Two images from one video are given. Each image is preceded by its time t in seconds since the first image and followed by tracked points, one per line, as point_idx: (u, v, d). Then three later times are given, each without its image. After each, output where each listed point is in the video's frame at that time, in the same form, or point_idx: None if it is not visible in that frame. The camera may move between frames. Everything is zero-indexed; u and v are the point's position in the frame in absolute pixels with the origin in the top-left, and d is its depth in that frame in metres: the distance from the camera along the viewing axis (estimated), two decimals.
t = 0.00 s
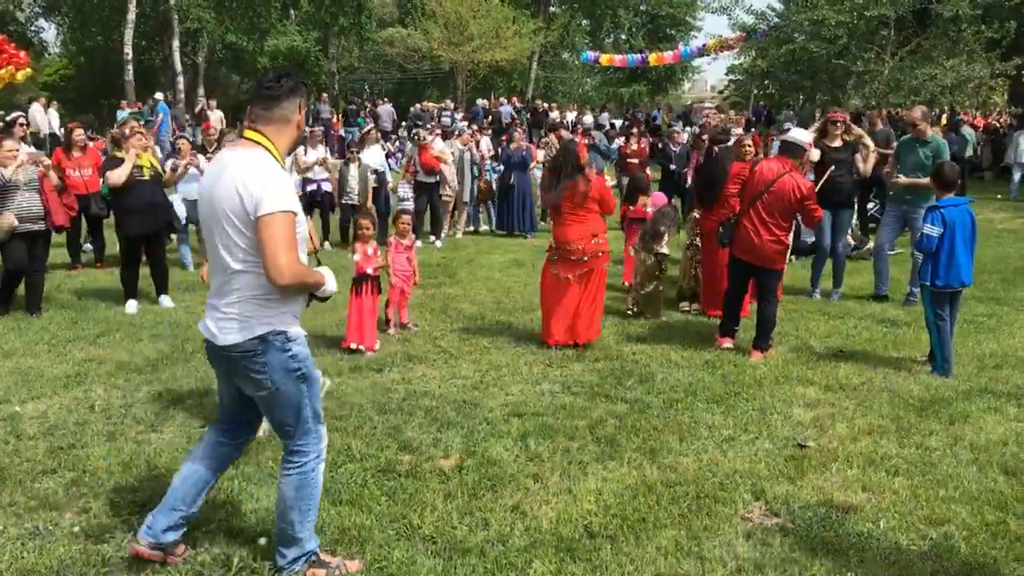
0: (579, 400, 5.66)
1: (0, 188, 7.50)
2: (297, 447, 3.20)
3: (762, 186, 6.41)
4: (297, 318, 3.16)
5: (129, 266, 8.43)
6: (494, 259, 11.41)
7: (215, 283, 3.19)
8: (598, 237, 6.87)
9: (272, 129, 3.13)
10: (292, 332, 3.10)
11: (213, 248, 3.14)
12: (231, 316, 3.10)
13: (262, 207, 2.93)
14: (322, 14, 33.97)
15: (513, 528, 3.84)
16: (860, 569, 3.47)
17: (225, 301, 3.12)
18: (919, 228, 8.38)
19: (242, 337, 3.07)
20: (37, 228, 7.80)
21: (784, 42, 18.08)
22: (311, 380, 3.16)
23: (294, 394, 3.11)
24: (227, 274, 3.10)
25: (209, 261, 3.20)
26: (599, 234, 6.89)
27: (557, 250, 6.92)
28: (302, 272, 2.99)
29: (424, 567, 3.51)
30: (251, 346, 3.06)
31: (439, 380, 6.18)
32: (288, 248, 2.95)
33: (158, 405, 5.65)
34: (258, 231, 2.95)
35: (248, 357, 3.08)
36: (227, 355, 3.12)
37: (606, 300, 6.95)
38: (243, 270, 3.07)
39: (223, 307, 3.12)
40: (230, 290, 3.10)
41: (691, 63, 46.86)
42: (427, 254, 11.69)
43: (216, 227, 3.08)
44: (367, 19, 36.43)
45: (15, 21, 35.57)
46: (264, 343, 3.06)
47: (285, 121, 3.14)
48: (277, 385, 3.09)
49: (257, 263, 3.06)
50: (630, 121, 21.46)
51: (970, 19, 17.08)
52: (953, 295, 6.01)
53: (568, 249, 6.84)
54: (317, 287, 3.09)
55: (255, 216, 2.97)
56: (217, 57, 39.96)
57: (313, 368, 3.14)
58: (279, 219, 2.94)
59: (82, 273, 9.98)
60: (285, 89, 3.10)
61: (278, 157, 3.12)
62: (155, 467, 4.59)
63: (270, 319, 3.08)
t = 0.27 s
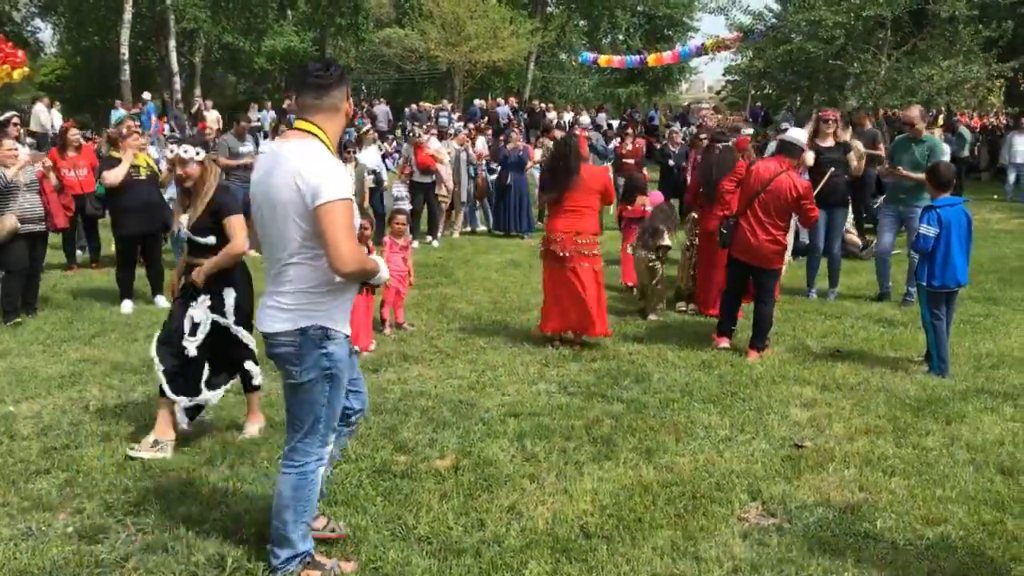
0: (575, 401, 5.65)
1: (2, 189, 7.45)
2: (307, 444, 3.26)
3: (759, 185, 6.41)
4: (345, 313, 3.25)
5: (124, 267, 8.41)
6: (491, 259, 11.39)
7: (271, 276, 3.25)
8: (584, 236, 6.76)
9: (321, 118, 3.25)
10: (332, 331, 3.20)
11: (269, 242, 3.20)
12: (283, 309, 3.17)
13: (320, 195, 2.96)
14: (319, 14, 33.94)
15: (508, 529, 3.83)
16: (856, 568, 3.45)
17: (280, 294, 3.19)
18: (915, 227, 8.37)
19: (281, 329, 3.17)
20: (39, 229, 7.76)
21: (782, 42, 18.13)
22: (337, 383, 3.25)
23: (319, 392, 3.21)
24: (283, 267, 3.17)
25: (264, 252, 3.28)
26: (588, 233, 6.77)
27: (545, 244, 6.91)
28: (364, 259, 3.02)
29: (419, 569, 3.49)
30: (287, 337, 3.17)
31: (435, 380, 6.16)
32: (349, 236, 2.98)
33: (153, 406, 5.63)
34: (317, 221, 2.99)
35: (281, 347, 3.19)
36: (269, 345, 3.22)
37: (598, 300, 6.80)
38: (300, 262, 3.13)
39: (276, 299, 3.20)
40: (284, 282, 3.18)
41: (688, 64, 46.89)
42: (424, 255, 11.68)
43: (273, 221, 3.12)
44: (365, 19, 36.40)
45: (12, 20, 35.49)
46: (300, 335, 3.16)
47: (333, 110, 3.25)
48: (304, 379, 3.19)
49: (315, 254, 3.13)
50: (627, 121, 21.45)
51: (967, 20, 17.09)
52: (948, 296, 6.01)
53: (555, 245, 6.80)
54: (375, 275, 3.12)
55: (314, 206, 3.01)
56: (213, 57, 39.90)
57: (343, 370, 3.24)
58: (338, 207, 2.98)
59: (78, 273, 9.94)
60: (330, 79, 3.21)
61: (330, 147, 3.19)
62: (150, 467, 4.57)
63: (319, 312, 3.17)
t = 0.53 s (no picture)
0: (575, 399, 5.65)
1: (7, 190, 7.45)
2: (345, 439, 3.31)
3: (757, 184, 6.43)
4: (407, 315, 3.28)
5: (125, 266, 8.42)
6: (490, 259, 11.39)
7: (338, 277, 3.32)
8: (584, 234, 6.80)
9: (386, 125, 3.27)
10: (389, 332, 3.23)
11: (337, 243, 3.28)
12: (346, 307, 3.23)
13: (384, 195, 3.03)
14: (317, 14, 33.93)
15: (508, 526, 3.83)
16: (855, 564, 3.46)
17: (345, 294, 3.25)
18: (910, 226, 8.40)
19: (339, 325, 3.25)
20: (42, 230, 7.80)
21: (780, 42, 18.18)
22: (384, 385, 3.27)
23: (364, 389, 3.24)
24: (347, 266, 3.24)
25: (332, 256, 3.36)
26: (587, 231, 6.81)
27: (543, 240, 6.95)
28: (428, 258, 3.08)
29: (419, 565, 3.49)
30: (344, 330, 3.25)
31: (434, 379, 6.16)
32: (413, 234, 3.05)
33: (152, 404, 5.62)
34: (382, 220, 3.06)
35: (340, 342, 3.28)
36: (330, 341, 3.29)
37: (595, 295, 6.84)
38: (365, 261, 3.19)
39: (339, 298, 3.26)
40: (347, 281, 3.25)
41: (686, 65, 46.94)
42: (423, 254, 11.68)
43: (343, 223, 3.20)
44: (363, 19, 36.37)
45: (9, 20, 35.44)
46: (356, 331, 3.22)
47: (399, 118, 3.27)
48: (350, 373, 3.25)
49: (380, 253, 3.19)
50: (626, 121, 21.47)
51: (965, 19, 17.11)
52: (947, 294, 6.02)
53: (554, 242, 6.84)
54: (438, 275, 3.16)
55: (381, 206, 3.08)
56: (211, 58, 39.88)
57: (390, 373, 3.25)
58: (403, 206, 3.04)
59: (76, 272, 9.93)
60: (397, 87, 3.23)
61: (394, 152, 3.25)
62: (149, 465, 4.57)
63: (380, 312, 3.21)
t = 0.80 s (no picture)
0: (575, 398, 5.67)
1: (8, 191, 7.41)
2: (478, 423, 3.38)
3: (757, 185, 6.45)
4: (476, 301, 3.33)
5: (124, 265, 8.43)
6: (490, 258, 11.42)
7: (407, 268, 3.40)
8: (590, 234, 6.88)
9: (456, 122, 3.34)
10: (463, 316, 3.27)
11: (406, 234, 3.36)
12: (417, 296, 3.30)
13: (447, 180, 3.12)
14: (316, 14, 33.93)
15: (510, 524, 3.84)
16: (855, 562, 3.48)
17: (415, 283, 3.31)
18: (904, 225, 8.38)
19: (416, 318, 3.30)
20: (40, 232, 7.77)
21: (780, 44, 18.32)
22: (478, 367, 3.32)
23: (460, 372, 3.29)
24: (416, 255, 3.31)
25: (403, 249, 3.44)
26: (590, 231, 6.88)
27: (547, 241, 7.00)
28: (491, 241, 3.14)
29: (422, 563, 3.50)
30: (422, 325, 3.29)
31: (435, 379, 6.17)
32: (477, 217, 3.12)
33: (154, 403, 5.64)
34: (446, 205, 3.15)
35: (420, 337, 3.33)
36: (409, 332, 3.35)
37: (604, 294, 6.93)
38: (430, 251, 3.26)
39: (409, 288, 3.33)
40: (418, 269, 3.31)
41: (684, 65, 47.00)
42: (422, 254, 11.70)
43: (409, 212, 3.29)
44: (361, 20, 36.36)
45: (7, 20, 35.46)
46: (436, 322, 3.27)
47: (467, 115, 3.36)
48: (444, 365, 3.30)
49: (444, 240, 3.25)
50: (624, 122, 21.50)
51: (963, 20, 17.15)
52: (945, 294, 6.04)
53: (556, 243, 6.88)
54: (502, 258, 3.22)
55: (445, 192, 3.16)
56: (209, 58, 39.90)
57: (481, 354, 3.29)
58: (466, 191, 3.12)
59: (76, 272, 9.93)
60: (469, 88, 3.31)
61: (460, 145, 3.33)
62: (151, 464, 4.59)
63: (452, 297, 3.26)
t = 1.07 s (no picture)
0: (576, 397, 5.72)
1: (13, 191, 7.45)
2: (563, 394, 3.52)
3: (757, 186, 6.49)
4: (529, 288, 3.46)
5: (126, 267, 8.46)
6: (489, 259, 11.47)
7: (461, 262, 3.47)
8: (583, 235, 6.90)
9: (503, 119, 3.49)
10: (525, 299, 3.38)
11: (459, 229, 3.45)
12: (478, 287, 3.38)
13: (512, 175, 3.28)
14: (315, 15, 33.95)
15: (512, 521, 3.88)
16: (851, 558, 3.53)
17: (474, 275, 3.39)
18: (900, 225, 8.42)
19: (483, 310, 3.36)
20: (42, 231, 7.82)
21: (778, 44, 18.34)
22: (550, 336, 3.42)
23: (536, 350, 3.39)
24: (474, 247, 3.39)
25: (453, 244, 3.51)
26: (587, 232, 6.92)
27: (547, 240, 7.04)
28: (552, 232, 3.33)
29: (425, 559, 3.55)
30: (490, 316, 3.35)
31: (436, 378, 6.22)
32: (539, 210, 3.30)
33: (157, 403, 5.68)
34: (509, 199, 3.30)
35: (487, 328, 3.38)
36: (473, 324, 3.41)
37: (594, 295, 6.93)
38: (490, 242, 3.37)
39: (467, 281, 3.41)
40: (477, 261, 3.39)
41: (683, 66, 47.06)
42: (422, 255, 11.75)
43: (467, 207, 3.39)
44: (360, 20, 36.38)
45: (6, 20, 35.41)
46: (506, 309, 3.34)
47: (514, 113, 3.48)
48: (522, 348, 3.38)
49: (503, 233, 3.38)
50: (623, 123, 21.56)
51: (962, 21, 17.20)
52: (942, 294, 6.10)
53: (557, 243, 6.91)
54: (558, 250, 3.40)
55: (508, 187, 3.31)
56: (208, 58, 39.93)
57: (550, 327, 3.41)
58: (529, 185, 3.29)
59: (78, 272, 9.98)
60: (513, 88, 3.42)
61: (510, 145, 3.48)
62: (156, 462, 4.63)
63: (513, 285, 3.38)
